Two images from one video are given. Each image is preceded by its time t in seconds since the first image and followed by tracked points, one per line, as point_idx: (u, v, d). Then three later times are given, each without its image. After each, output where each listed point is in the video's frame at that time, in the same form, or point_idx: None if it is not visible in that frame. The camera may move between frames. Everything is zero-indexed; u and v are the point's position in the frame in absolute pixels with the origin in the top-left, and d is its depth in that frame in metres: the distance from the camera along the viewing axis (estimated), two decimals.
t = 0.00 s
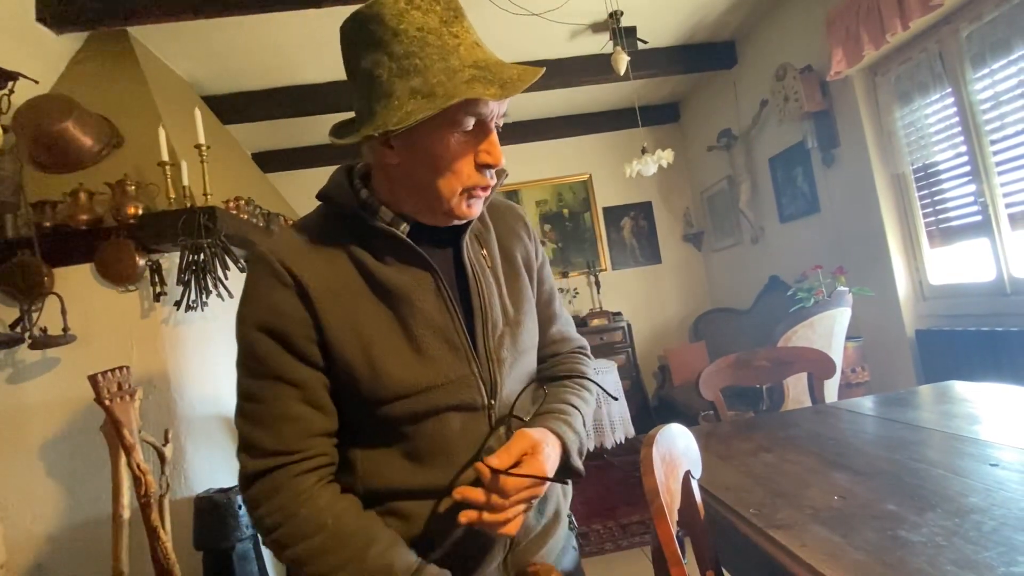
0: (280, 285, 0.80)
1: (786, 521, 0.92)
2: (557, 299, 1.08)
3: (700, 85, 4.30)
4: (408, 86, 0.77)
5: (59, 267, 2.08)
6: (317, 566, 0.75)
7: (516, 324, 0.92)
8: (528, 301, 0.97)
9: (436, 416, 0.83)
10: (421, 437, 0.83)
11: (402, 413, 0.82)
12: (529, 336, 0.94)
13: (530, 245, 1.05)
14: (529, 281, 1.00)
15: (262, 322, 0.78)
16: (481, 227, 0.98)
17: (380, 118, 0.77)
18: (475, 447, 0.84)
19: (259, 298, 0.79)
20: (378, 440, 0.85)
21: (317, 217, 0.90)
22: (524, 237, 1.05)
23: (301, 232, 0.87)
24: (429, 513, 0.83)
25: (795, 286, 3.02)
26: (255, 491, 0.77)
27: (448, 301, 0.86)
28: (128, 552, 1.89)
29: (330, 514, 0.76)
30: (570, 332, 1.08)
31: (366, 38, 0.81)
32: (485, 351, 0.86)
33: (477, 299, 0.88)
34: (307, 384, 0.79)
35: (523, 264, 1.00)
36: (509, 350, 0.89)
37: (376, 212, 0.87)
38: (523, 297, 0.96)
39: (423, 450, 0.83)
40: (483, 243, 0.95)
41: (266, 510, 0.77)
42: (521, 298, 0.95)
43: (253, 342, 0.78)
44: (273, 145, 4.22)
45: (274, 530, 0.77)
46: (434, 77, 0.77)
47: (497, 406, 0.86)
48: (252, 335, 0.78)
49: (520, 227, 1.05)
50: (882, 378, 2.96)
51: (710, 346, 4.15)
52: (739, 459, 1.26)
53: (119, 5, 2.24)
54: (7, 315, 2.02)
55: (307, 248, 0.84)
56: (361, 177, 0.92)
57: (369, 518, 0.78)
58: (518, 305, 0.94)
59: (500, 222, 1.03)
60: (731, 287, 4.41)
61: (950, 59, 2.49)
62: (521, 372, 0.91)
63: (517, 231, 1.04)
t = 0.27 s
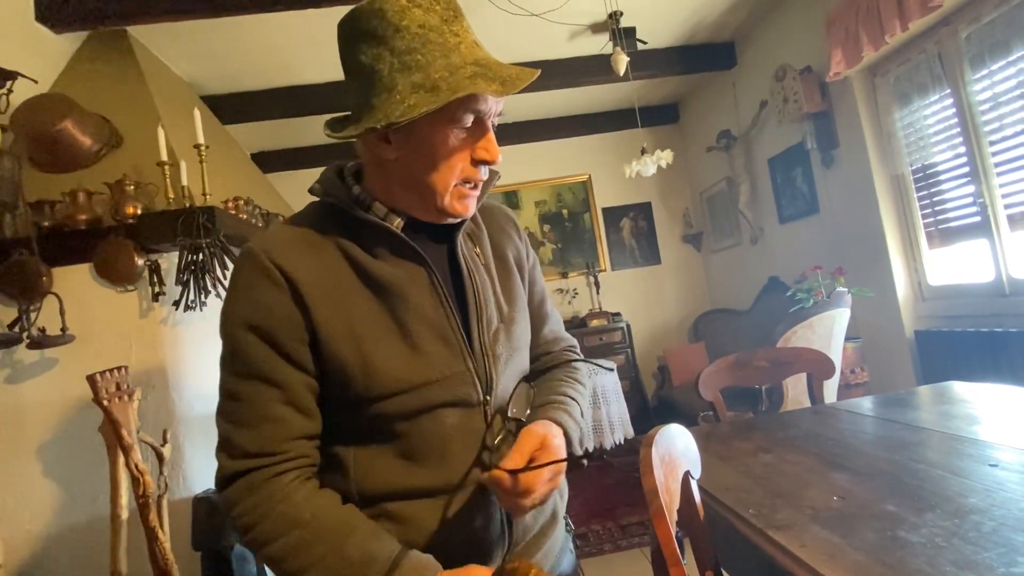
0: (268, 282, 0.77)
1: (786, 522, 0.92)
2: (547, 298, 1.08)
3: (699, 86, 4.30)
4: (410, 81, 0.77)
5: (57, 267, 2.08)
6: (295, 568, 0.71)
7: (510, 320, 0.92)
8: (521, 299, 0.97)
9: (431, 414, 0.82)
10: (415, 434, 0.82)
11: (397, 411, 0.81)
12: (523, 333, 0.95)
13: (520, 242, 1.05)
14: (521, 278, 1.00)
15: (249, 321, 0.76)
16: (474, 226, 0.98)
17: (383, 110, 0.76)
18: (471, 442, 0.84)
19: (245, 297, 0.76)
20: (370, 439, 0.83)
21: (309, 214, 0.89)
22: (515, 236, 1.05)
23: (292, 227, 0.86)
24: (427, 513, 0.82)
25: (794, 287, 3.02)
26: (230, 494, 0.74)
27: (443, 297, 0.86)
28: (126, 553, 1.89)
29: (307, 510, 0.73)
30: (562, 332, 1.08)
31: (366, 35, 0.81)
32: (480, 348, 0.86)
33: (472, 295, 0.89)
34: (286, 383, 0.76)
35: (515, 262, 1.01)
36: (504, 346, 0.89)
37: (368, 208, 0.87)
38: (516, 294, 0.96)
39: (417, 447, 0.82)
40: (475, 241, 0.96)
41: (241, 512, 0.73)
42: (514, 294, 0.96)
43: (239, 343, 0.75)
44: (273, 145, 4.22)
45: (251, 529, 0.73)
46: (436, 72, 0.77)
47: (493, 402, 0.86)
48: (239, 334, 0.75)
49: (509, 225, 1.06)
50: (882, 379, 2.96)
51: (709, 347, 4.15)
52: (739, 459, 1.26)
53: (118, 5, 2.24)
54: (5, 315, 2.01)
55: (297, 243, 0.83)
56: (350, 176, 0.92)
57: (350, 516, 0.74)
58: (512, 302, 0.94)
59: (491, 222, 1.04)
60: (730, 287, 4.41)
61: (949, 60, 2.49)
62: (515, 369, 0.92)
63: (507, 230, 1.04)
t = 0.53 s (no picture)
0: (256, 293, 0.77)
1: (785, 524, 0.92)
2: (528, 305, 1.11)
3: (699, 88, 4.30)
4: (404, 84, 0.77)
5: (55, 268, 2.08)
6: None
7: (500, 325, 0.94)
8: (509, 304, 0.99)
9: (423, 419, 0.82)
10: (406, 441, 0.82)
11: (388, 419, 0.81)
12: (511, 337, 0.97)
13: (508, 250, 1.08)
14: (509, 283, 1.03)
15: (232, 335, 0.75)
16: (464, 232, 1.01)
17: (378, 113, 0.76)
18: (464, 449, 0.83)
19: (232, 308, 0.76)
20: (361, 449, 0.83)
21: (297, 218, 0.90)
22: (503, 243, 1.08)
23: (280, 236, 0.85)
24: (422, 521, 0.81)
25: (793, 289, 3.03)
26: (208, 503, 0.71)
27: (434, 302, 0.87)
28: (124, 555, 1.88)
29: (283, 515, 0.70)
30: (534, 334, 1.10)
31: (360, 38, 0.81)
32: (472, 354, 0.87)
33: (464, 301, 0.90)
34: (269, 398, 0.74)
35: (504, 269, 1.03)
36: (495, 350, 0.91)
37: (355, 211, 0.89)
38: (505, 299, 0.99)
39: (409, 453, 0.82)
40: (465, 248, 0.98)
41: (218, 522, 0.71)
42: (503, 300, 0.98)
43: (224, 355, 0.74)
44: (272, 146, 4.22)
45: (228, 540, 0.70)
46: (431, 76, 0.77)
47: (485, 407, 0.87)
48: (222, 348, 0.74)
49: (495, 232, 1.08)
50: (881, 380, 2.96)
51: (709, 348, 4.15)
52: (738, 461, 1.26)
53: (117, 6, 2.24)
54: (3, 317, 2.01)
55: (285, 252, 0.83)
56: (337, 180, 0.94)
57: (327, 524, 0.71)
58: (501, 308, 0.97)
59: (480, 228, 1.06)
60: (729, 289, 4.42)
61: (948, 63, 2.49)
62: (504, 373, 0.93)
63: (496, 237, 1.07)
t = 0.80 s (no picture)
0: (270, 284, 0.78)
1: (783, 524, 0.92)
2: (549, 309, 1.12)
3: (697, 89, 4.31)
4: (417, 85, 0.77)
5: (53, 268, 2.07)
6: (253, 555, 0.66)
7: (510, 325, 0.94)
8: (521, 305, 0.99)
9: (430, 417, 0.82)
10: (413, 438, 0.82)
11: (396, 414, 0.81)
12: (522, 339, 0.97)
13: (522, 253, 1.08)
14: (522, 284, 1.02)
15: (244, 321, 0.75)
16: (476, 232, 1.01)
17: (389, 114, 0.77)
18: (468, 446, 0.83)
19: (246, 296, 0.77)
20: (367, 444, 0.83)
21: (315, 215, 0.90)
22: (516, 244, 1.08)
23: (295, 232, 0.86)
24: (426, 517, 0.81)
25: (792, 290, 3.03)
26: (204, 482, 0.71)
27: (443, 300, 0.87)
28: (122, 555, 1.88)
29: (268, 494, 0.68)
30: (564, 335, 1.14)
31: (377, 40, 0.81)
32: (480, 353, 0.87)
33: (473, 300, 0.90)
34: (278, 387, 0.75)
35: (516, 270, 1.03)
36: (503, 351, 0.91)
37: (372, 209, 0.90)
38: (516, 300, 0.98)
39: (415, 450, 0.82)
40: (478, 248, 0.98)
41: (212, 500, 0.70)
42: (513, 300, 0.98)
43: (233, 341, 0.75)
44: (271, 146, 4.21)
45: (217, 513, 0.70)
46: (443, 77, 0.77)
47: (491, 406, 0.86)
48: (233, 335, 0.75)
49: (509, 234, 1.08)
50: (879, 381, 2.97)
51: (707, 348, 4.16)
52: (737, 462, 1.26)
53: (115, 5, 2.24)
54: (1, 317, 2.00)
55: (300, 245, 0.84)
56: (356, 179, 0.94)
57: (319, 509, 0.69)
58: (512, 309, 0.96)
59: (493, 229, 1.06)
60: (727, 289, 4.42)
61: (945, 64, 2.50)
62: (514, 373, 0.93)
63: (508, 237, 1.07)
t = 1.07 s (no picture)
0: (310, 265, 0.82)
1: (782, 523, 0.92)
2: (595, 308, 1.11)
3: (695, 89, 4.31)
4: (461, 83, 0.79)
5: (50, 267, 2.07)
6: (269, 511, 0.72)
7: (535, 321, 0.93)
8: (550, 303, 0.98)
9: (450, 402, 0.83)
10: (434, 424, 0.83)
11: (418, 397, 0.83)
12: (549, 335, 0.96)
13: (560, 252, 1.06)
14: (554, 282, 1.01)
15: (285, 297, 0.81)
16: (510, 229, 0.99)
17: (434, 110, 0.79)
18: (485, 435, 0.83)
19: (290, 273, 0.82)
20: (394, 425, 0.85)
21: (358, 204, 0.93)
22: (552, 242, 1.05)
23: (336, 215, 0.90)
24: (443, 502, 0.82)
25: (791, 290, 3.03)
26: (240, 437, 0.78)
27: (468, 290, 0.88)
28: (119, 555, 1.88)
29: (286, 460, 0.74)
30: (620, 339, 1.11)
31: (425, 41, 0.84)
32: (503, 345, 0.87)
33: (499, 293, 0.89)
34: (310, 360, 0.80)
35: (550, 269, 1.01)
36: (527, 345, 0.90)
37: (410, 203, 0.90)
38: (546, 297, 0.97)
39: (437, 436, 0.83)
40: (511, 244, 0.97)
41: (243, 454, 0.77)
42: (542, 297, 0.97)
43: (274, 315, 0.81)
44: (270, 146, 4.21)
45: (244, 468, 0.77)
46: (487, 76, 0.79)
47: (510, 398, 0.86)
48: (277, 310, 0.81)
49: (549, 232, 1.06)
50: (877, 380, 2.97)
51: (706, 348, 4.16)
52: (735, 460, 1.26)
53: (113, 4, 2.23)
54: None
55: (339, 228, 0.87)
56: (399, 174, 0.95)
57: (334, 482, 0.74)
58: (540, 305, 0.95)
59: (529, 225, 1.04)
60: (726, 289, 4.43)
61: (943, 64, 2.50)
62: (540, 368, 0.92)
63: (544, 235, 1.04)
